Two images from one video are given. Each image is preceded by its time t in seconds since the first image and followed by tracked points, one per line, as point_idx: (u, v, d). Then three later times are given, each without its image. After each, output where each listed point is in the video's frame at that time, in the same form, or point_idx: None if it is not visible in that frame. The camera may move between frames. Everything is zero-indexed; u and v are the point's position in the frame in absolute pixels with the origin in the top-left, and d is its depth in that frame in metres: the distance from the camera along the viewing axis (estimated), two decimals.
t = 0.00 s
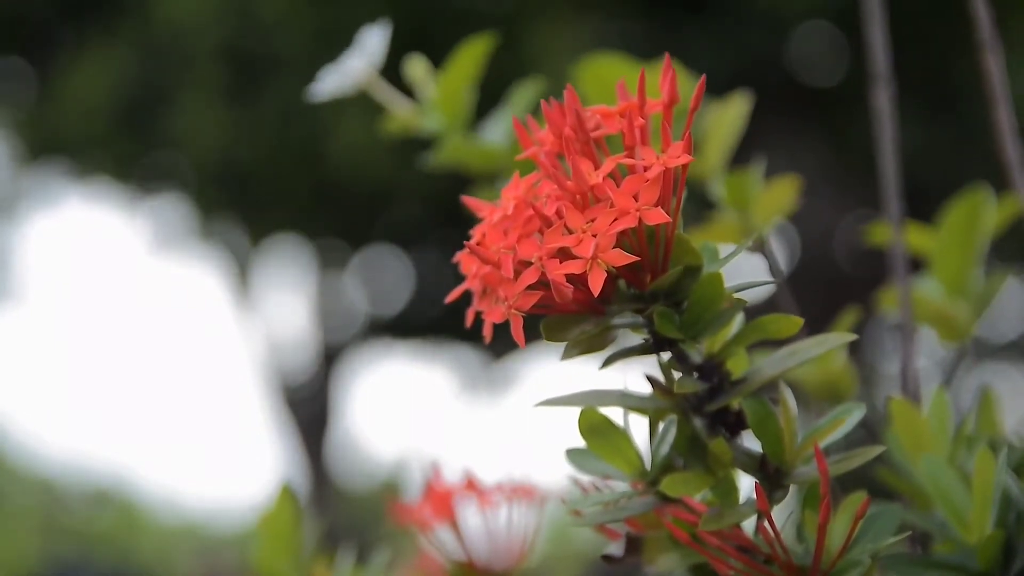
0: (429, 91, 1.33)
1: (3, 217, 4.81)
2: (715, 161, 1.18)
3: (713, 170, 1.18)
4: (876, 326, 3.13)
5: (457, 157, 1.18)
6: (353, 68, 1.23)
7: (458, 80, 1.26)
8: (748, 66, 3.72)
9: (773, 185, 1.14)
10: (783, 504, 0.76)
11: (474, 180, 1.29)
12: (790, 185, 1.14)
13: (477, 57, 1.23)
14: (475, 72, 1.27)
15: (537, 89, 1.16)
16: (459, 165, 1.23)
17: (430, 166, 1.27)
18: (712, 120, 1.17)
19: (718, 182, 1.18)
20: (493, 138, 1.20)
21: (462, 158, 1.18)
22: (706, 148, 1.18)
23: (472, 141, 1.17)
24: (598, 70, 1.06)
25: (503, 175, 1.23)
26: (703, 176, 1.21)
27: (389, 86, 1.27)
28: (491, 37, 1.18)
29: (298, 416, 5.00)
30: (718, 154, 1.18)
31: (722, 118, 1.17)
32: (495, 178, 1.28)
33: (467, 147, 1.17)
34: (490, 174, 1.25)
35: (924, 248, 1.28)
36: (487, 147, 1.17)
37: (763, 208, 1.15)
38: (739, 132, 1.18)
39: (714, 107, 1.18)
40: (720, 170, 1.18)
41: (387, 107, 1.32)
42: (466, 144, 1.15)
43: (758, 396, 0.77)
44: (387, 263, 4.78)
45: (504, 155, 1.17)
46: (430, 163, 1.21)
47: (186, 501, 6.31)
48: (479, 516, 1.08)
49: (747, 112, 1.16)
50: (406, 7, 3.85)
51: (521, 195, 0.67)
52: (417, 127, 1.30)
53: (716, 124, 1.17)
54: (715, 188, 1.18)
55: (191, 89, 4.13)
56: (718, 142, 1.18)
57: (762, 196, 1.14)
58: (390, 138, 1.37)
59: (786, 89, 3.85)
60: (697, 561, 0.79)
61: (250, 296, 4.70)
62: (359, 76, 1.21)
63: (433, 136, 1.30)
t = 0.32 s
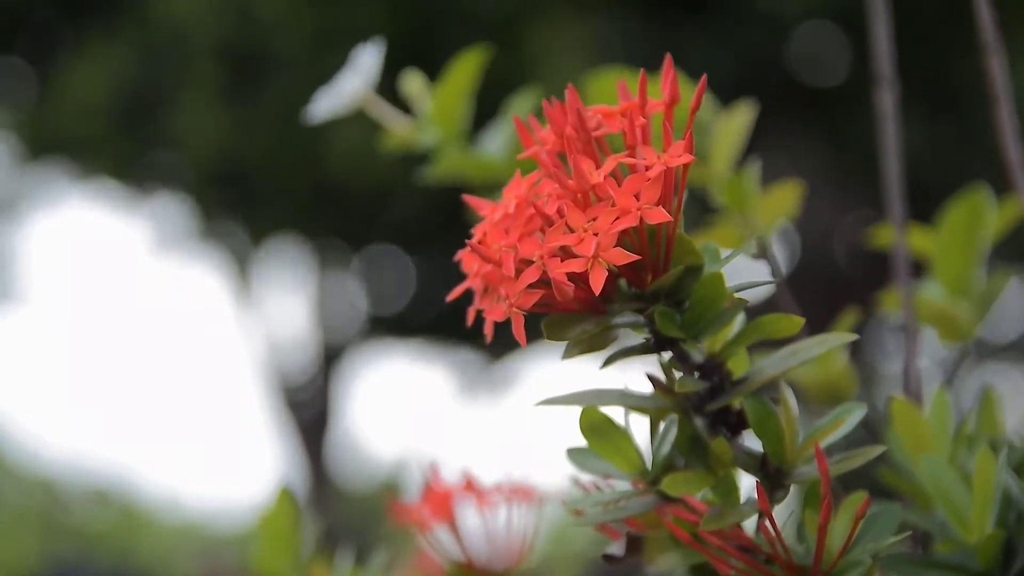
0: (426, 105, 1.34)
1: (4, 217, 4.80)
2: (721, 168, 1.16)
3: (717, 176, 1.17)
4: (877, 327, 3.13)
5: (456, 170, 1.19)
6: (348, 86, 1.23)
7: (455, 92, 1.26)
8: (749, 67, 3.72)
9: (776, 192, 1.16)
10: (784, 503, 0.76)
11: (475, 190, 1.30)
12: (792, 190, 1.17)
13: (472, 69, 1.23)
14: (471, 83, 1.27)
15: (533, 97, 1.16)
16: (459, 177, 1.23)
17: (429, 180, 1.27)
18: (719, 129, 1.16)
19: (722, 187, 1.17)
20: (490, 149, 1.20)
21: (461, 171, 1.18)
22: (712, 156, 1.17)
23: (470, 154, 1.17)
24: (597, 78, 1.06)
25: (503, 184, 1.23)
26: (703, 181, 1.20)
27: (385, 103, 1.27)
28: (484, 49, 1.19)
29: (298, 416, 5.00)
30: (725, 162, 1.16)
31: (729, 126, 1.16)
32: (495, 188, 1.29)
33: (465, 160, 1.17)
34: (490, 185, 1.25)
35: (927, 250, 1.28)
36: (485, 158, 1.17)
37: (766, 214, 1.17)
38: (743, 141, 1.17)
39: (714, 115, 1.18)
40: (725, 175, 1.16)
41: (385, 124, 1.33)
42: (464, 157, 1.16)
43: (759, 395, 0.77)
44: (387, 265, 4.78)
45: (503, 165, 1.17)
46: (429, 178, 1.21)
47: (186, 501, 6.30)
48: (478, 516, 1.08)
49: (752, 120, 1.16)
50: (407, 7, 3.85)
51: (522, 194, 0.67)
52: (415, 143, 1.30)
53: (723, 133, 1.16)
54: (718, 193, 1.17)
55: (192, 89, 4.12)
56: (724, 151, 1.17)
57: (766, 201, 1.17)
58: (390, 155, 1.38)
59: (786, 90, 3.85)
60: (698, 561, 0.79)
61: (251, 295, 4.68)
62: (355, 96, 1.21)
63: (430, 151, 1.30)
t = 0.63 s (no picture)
0: (436, 87, 1.34)
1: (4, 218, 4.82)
2: (718, 161, 1.18)
3: (717, 171, 1.18)
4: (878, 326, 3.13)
5: (463, 154, 1.19)
6: (361, 61, 1.22)
7: (466, 75, 1.26)
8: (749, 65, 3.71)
9: (777, 186, 1.14)
10: (782, 502, 0.76)
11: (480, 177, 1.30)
12: (796, 185, 1.14)
13: (484, 54, 1.23)
14: (482, 67, 1.27)
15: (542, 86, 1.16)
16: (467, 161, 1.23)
17: (436, 162, 1.27)
18: (717, 118, 1.16)
19: (722, 182, 1.18)
20: (499, 134, 1.20)
21: (468, 155, 1.18)
22: (710, 148, 1.18)
23: (478, 139, 1.17)
24: (601, 66, 1.06)
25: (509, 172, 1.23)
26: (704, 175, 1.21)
27: (397, 82, 1.27)
28: (497, 34, 1.18)
29: (298, 416, 5.02)
30: (722, 155, 1.18)
31: (727, 117, 1.16)
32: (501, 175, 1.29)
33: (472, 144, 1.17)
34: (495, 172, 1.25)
35: (927, 249, 1.28)
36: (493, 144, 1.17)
37: (768, 208, 1.16)
38: (743, 132, 1.17)
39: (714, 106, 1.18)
40: (724, 170, 1.18)
41: (394, 104, 1.33)
42: (473, 142, 1.16)
43: (757, 394, 0.77)
44: (387, 264, 4.78)
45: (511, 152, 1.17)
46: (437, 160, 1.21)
47: (187, 501, 6.31)
48: (481, 515, 1.08)
49: (751, 110, 1.16)
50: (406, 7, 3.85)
51: (519, 194, 0.67)
52: (423, 124, 1.30)
53: (721, 123, 1.16)
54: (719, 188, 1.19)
55: (192, 90, 4.12)
56: (722, 142, 1.18)
57: (768, 196, 1.15)
58: (397, 134, 1.38)
59: (786, 89, 3.85)
60: (697, 561, 0.79)
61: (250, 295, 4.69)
62: (366, 71, 1.21)
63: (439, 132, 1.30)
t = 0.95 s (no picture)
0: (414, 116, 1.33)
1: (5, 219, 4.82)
2: (711, 176, 1.15)
3: (709, 185, 1.16)
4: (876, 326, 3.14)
5: (448, 177, 1.18)
6: (337, 100, 1.23)
7: (442, 102, 1.26)
8: (747, 65, 3.72)
9: (767, 196, 1.16)
10: (779, 503, 0.76)
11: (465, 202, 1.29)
12: (785, 193, 1.16)
13: (460, 79, 1.24)
14: (458, 92, 1.28)
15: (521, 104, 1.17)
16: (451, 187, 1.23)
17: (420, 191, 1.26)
18: (710, 135, 1.14)
19: (711, 196, 1.16)
20: (480, 158, 1.20)
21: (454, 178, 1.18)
22: (702, 164, 1.15)
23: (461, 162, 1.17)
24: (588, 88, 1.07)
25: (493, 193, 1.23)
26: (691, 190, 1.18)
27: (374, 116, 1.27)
28: (472, 59, 1.20)
29: (299, 417, 5.03)
30: (714, 170, 1.15)
31: (720, 133, 1.14)
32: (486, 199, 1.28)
33: (452, 169, 1.17)
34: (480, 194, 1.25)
35: (919, 251, 1.28)
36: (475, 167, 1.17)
37: (755, 214, 1.17)
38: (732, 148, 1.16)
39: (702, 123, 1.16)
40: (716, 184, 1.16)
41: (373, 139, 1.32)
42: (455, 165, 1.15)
43: (753, 395, 0.77)
44: (387, 266, 4.78)
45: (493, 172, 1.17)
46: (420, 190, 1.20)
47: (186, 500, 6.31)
48: (470, 520, 1.08)
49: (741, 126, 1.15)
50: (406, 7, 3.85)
51: (514, 196, 0.68)
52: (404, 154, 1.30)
53: (714, 140, 1.14)
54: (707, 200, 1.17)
55: (191, 90, 4.12)
56: (713, 158, 1.15)
57: (757, 204, 1.17)
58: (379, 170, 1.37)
59: (785, 88, 3.85)
60: (694, 561, 0.79)
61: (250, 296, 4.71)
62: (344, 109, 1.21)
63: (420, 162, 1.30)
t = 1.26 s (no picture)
0: (413, 117, 1.33)
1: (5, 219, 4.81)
2: (713, 170, 1.15)
3: (710, 179, 1.16)
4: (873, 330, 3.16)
5: (446, 181, 1.18)
6: (335, 103, 1.22)
7: (441, 103, 1.26)
8: (748, 65, 3.72)
9: (769, 192, 1.16)
10: (780, 504, 0.76)
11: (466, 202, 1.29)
12: (786, 190, 1.15)
13: (459, 80, 1.24)
14: (457, 93, 1.27)
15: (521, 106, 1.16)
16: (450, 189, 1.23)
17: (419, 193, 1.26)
18: (711, 129, 1.16)
19: (713, 191, 1.16)
20: (478, 161, 1.20)
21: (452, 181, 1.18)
22: (704, 156, 1.15)
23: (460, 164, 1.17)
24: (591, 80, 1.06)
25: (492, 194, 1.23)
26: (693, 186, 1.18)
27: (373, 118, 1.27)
28: (470, 60, 1.19)
29: (299, 416, 5.03)
30: (717, 164, 1.15)
31: (721, 127, 1.15)
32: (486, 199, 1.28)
33: (452, 171, 1.17)
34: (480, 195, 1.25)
35: (922, 254, 1.28)
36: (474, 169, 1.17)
37: (756, 215, 1.17)
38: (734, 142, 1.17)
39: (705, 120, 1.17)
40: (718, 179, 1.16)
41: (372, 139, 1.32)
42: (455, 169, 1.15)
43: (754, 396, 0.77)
44: (387, 266, 4.82)
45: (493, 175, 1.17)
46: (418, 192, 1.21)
47: (186, 501, 6.31)
48: (476, 519, 1.08)
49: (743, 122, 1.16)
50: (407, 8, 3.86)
51: (515, 198, 0.67)
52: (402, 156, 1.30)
53: (715, 134, 1.15)
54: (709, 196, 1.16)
55: (191, 90, 4.11)
56: (716, 151, 1.15)
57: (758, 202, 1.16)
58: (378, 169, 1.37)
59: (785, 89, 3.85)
60: (695, 562, 0.79)
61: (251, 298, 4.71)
62: (344, 112, 1.21)
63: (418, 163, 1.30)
